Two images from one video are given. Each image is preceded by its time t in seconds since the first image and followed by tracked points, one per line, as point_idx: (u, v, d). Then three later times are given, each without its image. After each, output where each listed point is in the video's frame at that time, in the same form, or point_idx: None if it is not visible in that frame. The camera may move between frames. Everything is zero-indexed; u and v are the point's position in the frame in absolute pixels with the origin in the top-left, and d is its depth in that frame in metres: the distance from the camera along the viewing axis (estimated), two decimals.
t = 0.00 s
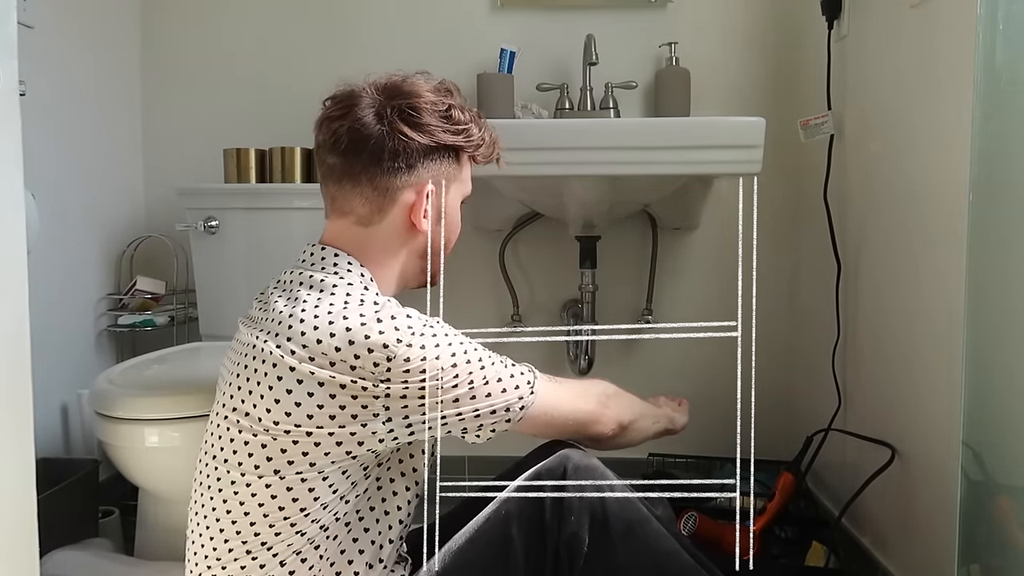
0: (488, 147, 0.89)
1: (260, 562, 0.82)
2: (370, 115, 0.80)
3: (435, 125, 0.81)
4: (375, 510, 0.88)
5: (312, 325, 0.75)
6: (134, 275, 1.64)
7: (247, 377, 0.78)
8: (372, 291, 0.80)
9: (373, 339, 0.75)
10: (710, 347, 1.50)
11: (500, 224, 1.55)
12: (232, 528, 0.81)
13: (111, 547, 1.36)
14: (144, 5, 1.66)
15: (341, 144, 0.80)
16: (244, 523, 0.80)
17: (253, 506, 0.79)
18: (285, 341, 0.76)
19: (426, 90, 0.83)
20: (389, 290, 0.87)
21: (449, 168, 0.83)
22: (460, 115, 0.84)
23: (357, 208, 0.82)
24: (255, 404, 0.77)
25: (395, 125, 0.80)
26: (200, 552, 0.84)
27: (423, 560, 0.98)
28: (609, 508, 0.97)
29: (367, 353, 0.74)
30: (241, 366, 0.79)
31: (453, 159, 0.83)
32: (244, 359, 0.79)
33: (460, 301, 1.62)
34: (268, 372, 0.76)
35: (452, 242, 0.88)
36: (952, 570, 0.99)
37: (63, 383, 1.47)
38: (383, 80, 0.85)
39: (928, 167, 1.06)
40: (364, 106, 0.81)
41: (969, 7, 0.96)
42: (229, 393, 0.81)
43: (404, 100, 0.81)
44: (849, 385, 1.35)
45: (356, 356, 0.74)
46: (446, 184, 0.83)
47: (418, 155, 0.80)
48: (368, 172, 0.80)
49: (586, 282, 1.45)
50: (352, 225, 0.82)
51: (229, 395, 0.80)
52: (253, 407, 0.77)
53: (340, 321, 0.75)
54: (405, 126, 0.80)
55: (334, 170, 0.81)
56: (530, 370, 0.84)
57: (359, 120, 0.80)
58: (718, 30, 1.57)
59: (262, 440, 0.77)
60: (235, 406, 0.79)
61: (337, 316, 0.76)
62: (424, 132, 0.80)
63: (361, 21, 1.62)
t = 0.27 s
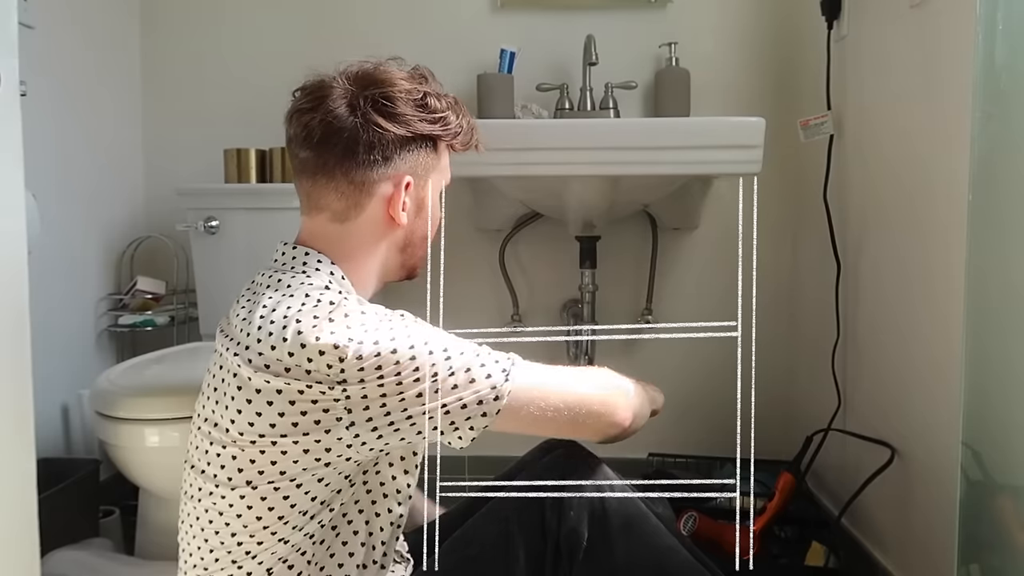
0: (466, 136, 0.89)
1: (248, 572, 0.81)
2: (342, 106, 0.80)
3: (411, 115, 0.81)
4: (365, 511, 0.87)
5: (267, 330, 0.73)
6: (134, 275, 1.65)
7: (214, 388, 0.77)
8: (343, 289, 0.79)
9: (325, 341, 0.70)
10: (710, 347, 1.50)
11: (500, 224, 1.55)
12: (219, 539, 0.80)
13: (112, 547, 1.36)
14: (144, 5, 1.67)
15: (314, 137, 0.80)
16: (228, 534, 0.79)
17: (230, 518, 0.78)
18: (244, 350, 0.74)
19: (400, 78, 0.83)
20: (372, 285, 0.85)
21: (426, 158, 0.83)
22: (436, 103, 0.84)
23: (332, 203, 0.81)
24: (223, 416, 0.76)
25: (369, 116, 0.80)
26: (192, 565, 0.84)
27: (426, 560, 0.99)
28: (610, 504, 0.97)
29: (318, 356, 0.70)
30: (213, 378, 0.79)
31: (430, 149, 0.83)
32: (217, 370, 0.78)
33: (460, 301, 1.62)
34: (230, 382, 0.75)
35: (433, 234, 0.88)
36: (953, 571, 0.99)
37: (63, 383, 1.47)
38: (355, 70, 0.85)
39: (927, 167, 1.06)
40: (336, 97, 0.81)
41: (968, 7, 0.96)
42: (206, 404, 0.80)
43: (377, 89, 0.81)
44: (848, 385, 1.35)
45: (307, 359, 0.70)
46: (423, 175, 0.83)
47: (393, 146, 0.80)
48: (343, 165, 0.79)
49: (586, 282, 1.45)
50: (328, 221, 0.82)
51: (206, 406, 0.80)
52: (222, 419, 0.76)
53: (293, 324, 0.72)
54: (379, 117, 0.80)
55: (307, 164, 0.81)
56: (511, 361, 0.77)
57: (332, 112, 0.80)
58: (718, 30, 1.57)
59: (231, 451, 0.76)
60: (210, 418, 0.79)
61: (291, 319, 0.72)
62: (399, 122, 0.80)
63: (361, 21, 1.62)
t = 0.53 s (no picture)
0: (455, 125, 0.88)
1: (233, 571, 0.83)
2: (325, 101, 0.79)
3: (396, 109, 0.80)
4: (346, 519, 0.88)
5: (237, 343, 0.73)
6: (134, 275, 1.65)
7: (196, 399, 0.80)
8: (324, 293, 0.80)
9: (285, 360, 0.70)
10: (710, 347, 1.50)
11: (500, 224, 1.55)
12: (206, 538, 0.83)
13: (112, 547, 1.37)
14: (144, 5, 1.67)
15: (297, 136, 0.79)
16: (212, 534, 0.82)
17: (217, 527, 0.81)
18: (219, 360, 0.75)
19: (384, 70, 0.81)
20: (361, 280, 0.87)
21: (414, 151, 0.82)
22: (422, 94, 0.82)
23: (319, 202, 0.81)
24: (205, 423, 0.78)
25: (352, 112, 0.78)
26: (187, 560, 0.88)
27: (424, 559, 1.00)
28: (610, 513, 0.98)
29: (279, 375, 0.70)
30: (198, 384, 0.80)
31: (417, 142, 0.82)
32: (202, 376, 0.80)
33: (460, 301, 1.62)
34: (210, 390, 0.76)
35: (423, 227, 0.88)
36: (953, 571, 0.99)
37: (63, 383, 1.47)
38: (337, 61, 0.83)
39: (927, 167, 1.06)
40: (318, 92, 0.79)
41: (969, 7, 0.96)
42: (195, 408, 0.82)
43: (360, 83, 0.80)
44: (848, 385, 1.35)
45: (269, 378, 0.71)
46: (410, 170, 0.83)
47: (378, 141, 0.79)
48: (327, 163, 0.78)
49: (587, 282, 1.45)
50: (314, 221, 0.82)
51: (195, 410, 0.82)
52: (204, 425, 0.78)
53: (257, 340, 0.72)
54: (362, 113, 0.78)
55: (293, 163, 0.80)
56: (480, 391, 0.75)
57: (314, 109, 0.79)
58: (718, 30, 1.57)
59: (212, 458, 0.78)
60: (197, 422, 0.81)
61: (258, 333, 0.73)
62: (384, 117, 0.79)
63: (361, 21, 1.62)
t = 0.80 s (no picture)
0: (457, 128, 0.87)
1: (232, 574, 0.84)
2: (324, 109, 0.78)
3: (396, 118, 0.79)
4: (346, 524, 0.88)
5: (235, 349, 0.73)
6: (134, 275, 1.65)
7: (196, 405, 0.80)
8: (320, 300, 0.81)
9: (284, 367, 0.70)
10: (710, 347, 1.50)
11: (499, 224, 1.55)
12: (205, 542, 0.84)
13: (112, 547, 1.37)
14: (144, 5, 1.67)
15: (296, 144, 0.79)
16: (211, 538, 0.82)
17: (216, 531, 0.81)
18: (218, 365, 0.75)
19: (386, 74, 0.80)
20: (358, 284, 0.87)
21: (414, 158, 0.82)
22: (423, 101, 0.81)
23: (317, 209, 0.81)
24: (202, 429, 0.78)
25: (351, 121, 0.77)
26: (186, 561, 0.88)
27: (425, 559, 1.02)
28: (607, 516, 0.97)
29: (277, 382, 0.70)
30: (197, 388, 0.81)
31: (417, 149, 0.82)
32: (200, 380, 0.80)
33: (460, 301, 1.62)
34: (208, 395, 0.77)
35: (424, 231, 0.88)
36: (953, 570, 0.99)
37: (63, 382, 1.47)
38: (339, 63, 0.81)
39: (927, 167, 1.06)
40: (318, 99, 0.78)
41: (968, 8, 0.96)
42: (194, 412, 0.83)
43: (360, 90, 0.78)
44: (848, 385, 1.35)
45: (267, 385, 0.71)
46: (410, 177, 0.82)
47: (377, 151, 0.78)
48: (325, 172, 0.78)
49: (587, 282, 1.44)
50: (313, 226, 0.82)
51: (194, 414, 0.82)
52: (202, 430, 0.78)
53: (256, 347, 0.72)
54: (361, 123, 0.77)
55: (291, 169, 0.80)
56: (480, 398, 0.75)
57: (314, 117, 0.78)
58: (718, 30, 1.57)
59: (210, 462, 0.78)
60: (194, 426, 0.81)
61: (257, 340, 0.73)
62: (383, 125, 0.78)
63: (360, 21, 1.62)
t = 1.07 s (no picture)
0: (458, 130, 0.87)
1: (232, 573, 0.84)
2: (325, 111, 0.78)
3: (396, 120, 0.78)
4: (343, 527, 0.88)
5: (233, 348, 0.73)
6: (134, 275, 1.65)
7: (196, 403, 0.80)
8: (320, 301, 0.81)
9: (278, 368, 0.70)
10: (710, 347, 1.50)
11: (499, 224, 1.55)
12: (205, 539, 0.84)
13: (112, 547, 1.37)
14: (144, 5, 1.66)
15: (297, 146, 0.79)
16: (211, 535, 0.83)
17: (215, 527, 0.82)
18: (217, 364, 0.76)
19: (387, 76, 0.79)
20: (359, 285, 0.87)
21: (414, 160, 0.82)
22: (425, 102, 0.81)
23: (319, 210, 0.81)
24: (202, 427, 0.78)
25: (351, 123, 0.77)
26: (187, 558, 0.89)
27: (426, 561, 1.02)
28: (609, 514, 0.97)
29: (271, 384, 0.70)
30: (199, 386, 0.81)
31: (419, 150, 0.82)
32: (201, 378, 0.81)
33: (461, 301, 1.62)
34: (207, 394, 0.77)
35: (425, 232, 0.88)
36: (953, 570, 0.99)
37: (63, 382, 1.47)
38: (340, 66, 0.81)
39: (927, 167, 1.06)
40: (319, 101, 0.78)
41: (968, 8, 0.96)
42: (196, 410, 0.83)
43: (361, 92, 0.78)
44: (848, 385, 1.35)
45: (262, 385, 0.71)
46: (411, 179, 0.82)
47: (378, 152, 0.78)
48: (326, 174, 0.78)
49: (588, 282, 1.44)
50: (314, 227, 0.82)
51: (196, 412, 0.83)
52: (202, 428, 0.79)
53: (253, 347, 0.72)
54: (362, 124, 0.77)
55: (293, 171, 0.80)
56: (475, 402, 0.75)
57: (315, 120, 0.78)
58: (718, 30, 1.57)
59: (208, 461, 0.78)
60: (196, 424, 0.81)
61: (254, 340, 0.73)
62: (384, 127, 0.78)
63: (360, 21, 1.62)
